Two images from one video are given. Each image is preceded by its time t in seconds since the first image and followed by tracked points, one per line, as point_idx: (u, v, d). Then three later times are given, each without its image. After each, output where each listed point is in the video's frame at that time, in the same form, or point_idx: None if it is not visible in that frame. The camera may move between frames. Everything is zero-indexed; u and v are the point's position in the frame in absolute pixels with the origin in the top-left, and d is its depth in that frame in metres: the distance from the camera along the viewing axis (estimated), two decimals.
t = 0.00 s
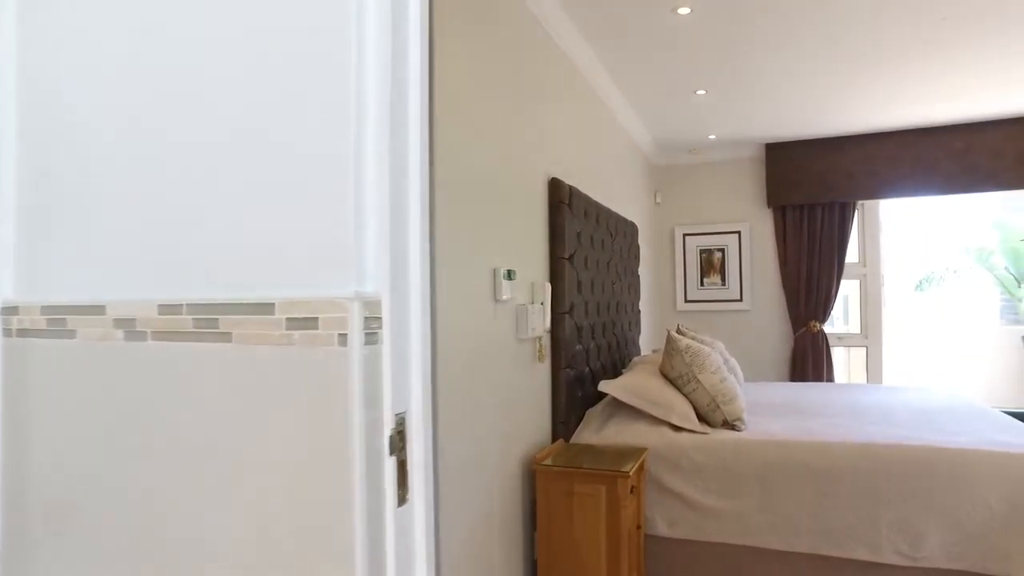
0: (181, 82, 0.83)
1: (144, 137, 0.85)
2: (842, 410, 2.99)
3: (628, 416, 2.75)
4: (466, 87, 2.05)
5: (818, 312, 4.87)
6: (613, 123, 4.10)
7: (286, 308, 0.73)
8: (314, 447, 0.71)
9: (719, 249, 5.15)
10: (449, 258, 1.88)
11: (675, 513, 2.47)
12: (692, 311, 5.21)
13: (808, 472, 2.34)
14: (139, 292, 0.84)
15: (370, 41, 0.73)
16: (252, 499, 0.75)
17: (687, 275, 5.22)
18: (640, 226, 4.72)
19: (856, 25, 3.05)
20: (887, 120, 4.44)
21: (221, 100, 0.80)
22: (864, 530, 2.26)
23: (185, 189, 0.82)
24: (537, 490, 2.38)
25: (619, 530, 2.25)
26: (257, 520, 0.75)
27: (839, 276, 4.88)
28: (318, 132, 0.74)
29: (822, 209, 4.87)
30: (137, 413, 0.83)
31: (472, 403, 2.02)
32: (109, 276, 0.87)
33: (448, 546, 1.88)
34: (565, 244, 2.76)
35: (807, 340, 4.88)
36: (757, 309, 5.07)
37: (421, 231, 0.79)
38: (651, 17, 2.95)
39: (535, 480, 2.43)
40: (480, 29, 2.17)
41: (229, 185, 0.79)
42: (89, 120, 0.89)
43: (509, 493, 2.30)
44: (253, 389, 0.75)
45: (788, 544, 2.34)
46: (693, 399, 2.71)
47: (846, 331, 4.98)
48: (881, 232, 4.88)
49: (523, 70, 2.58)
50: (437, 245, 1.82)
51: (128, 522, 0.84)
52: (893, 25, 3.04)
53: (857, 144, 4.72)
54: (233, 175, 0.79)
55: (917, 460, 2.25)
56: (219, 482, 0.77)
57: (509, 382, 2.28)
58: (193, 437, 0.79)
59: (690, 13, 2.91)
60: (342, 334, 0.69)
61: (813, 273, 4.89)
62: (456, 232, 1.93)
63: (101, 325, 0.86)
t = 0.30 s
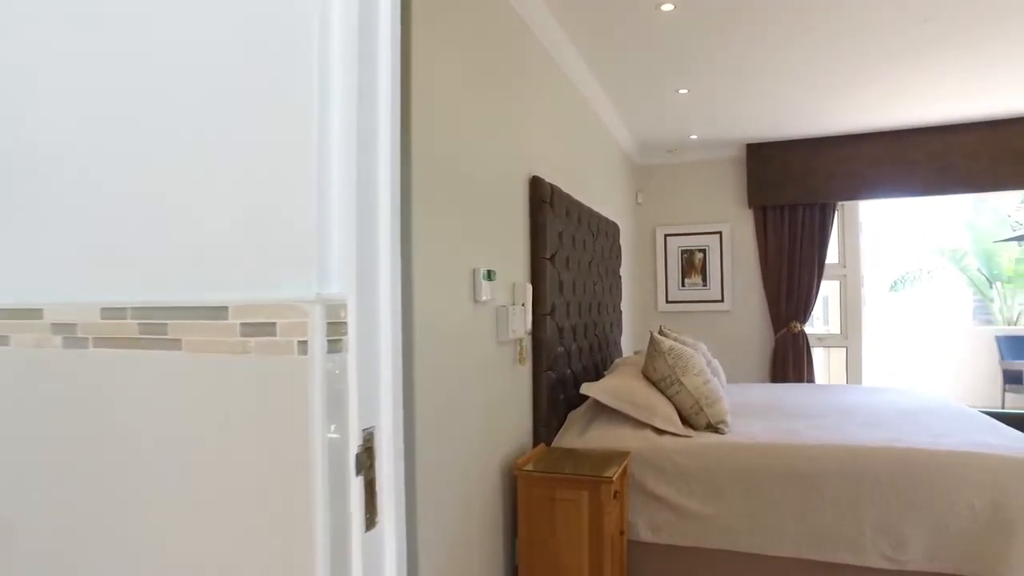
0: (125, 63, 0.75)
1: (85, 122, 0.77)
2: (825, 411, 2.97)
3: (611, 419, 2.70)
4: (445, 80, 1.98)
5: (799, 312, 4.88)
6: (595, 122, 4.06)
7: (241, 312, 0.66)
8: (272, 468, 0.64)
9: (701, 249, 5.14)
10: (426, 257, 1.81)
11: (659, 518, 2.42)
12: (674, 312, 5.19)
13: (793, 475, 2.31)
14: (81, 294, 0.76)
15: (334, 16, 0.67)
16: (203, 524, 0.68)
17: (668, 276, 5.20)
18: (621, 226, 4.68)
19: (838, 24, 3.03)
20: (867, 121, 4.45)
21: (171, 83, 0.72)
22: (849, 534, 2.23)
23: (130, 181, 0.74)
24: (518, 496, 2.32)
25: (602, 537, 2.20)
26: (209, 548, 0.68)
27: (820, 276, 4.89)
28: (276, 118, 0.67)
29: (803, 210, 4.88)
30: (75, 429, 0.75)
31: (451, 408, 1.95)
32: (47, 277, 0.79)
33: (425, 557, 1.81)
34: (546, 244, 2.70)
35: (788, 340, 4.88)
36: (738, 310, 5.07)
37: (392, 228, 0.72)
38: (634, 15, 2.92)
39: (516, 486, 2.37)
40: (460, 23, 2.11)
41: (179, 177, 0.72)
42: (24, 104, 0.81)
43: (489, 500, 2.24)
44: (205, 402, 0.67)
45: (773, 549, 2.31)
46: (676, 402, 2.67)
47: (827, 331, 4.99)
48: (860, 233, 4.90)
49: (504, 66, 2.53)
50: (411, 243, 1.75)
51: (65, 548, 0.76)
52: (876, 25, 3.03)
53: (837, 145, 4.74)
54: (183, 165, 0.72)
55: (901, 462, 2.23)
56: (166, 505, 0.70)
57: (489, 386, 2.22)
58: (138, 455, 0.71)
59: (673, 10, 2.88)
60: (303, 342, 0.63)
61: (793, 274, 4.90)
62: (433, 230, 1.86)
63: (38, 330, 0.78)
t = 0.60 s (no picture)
0: (60, 39, 0.67)
1: (16, 103, 0.69)
2: (808, 412, 2.95)
3: (593, 421, 2.65)
4: (424, 73, 1.91)
5: (780, 313, 4.88)
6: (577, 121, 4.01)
7: (188, 317, 0.59)
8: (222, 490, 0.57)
9: (683, 249, 5.12)
10: (403, 257, 1.74)
11: (643, 523, 2.37)
12: (656, 312, 5.17)
13: (779, 479, 2.27)
14: (11, 294, 0.69)
15: None
16: (147, 553, 0.61)
17: (650, 275, 5.17)
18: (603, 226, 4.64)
19: (821, 24, 3.01)
20: (847, 122, 4.46)
21: (111, 60, 0.65)
22: (835, 537, 2.21)
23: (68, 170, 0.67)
24: (499, 501, 2.26)
25: (585, 543, 2.14)
26: None
27: (801, 276, 4.90)
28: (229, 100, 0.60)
29: (784, 211, 4.88)
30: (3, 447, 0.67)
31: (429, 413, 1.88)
32: None
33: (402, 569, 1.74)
34: (527, 243, 2.65)
35: (769, 341, 4.88)
36: (720, 310, 5.06)
37: (359, 220, 0.65)
38: (618, 11, 2.86)
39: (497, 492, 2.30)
40: (440, 15, 2.04)
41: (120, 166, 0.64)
42: None
43: (469, 506, 2.17)
44: (149, 417, 0.60)
45: (758, 554, 2.27)
46: (659, 404, 2.63)
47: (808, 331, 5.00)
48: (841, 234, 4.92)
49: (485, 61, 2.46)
50: (387, 242, 1.68)
51: None
52: (861, 24, 3.01)
53: (818, 146, 4.75)
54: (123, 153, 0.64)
55: (888, 465, 2.20)
56: (104, 533, 0.62)
57: (469, 389, 2.16)
58: (73, 475, 0.64)
59: (658, 6, 2.82)
60: (256, 348, 0.56)
61: (775, 274, 4.90)
62: (411, 229, 1.79)
63: None
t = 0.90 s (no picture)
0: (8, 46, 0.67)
1: None
2: (793, 413, 2.93)
3: (576, 423, 2.60)
4: (402, 63, 1.83)
5: (762, 313, 4.87)
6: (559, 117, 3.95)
7: (122, 318, 0.61)
8: (173, 491, 0.59)
9: (665, 249, 5.09)
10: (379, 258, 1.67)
11: (627, 527, 2.32)
12: (638, 312, 5.13)
13: (763, 481, 2.24)
14: None
15: None
16: (100, 560, 0.62)
17: (632, 275, 5.14)
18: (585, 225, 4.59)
19: (803, 22, 3.00)
20: (829, 121, 4.46)
21: (62, 64, 0.65)
22: (820, 540, 2.18)
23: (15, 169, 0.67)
24: (480, 507, 2.19)
25: (569, 550, 2.09)
26: None
27: (783, 276, 4.89)
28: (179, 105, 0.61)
29: (766, 211, 4.88)
30: None
31: (407, 419, 1.81)
32: None
33: None
34: (509, 241, 2.59)
35: (751, 341, 4.86)
36: (702, 310, 5.04)
37: (319, 227, 0.66)
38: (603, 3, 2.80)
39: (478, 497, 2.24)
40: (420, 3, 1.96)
41: (73, 168, 0.64)
42: None
43: (449, 512, 2.11)
44: (99, 426, 0.62)
45: (744, 557, 2.23)
46: (643, 406, 2.59)
47: (790, 331, 5.00)
48: (822, 234, 4.92)
49: (466, 52, 2.39)
50: (362, 243, 1.60)
51: None
52: (843, 23, 3.00)
53: (799, 146, 4.75)
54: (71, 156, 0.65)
55: (873, 467, 2.17)
56: (59, 539, 0.64)
57: (449, 392, 2.10)
58: (22, 480, 0.65)
59: None
60: (202, 355, 0.57)
61: (757, 274, 4.89)
62: (388, 228, 1.72)
63: None
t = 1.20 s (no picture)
0: None
1: None
2: (776, 413, 2.91)
3: (558, 425, 2.56)
4: (379, 54, 1.76)
5: (743, 313, 4.87)
6: (541, 115, 3.90)
7: (47, 318, 0.55)
8: (105, 512, 0.53)
9: (646, 249, 5.08)
10: (356, 257, 1.60)
11: (610, 531, 2.28)
12: (619, 312, 5.11)
13: (748, 484, 2.20)
14: None
15: None
16: None
17: (612, 275, 5.11)
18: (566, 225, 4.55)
19: (786, 20, 2.98)
20: (809, 122, 4.47)
21: None
22: (804, 542, 2.15)
23: None
24: (460, 513, 2.13)
25: (551, 555, 2.04)
26: None
27: (763, 276, 4.90)
28: (116, 83, 0.54)
29: (746, 211, 4.88)
30: None
31: (385, 422, 1.75)
32: None
33: None
34: (489, 240, 2.53)
35: (732, 341, 4.86)
36: (682, 310, 5.03)
37: (280, 223, 0.60)
38: None
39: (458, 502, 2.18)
40: None
41: None
42: None
43: (428, 518, 2.05)
44: (22, 439, 0.56)
45: (728, 560, 2.20)
46: (626, 407, 2.55)
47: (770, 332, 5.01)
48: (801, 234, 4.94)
49: (446, 46, 2.32)
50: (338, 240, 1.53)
51: None
52: (825, 21, 2.99)
53: (779, 146, 4.77)
54: None
55: (856, 469, 2.16)
56: None
57: (428, 395, 2.04)
58: None
59: None
60: (140, 361, 0.51)
61: (737, 274, 4.89)
62: (365, 225, 1.65)
63: None
